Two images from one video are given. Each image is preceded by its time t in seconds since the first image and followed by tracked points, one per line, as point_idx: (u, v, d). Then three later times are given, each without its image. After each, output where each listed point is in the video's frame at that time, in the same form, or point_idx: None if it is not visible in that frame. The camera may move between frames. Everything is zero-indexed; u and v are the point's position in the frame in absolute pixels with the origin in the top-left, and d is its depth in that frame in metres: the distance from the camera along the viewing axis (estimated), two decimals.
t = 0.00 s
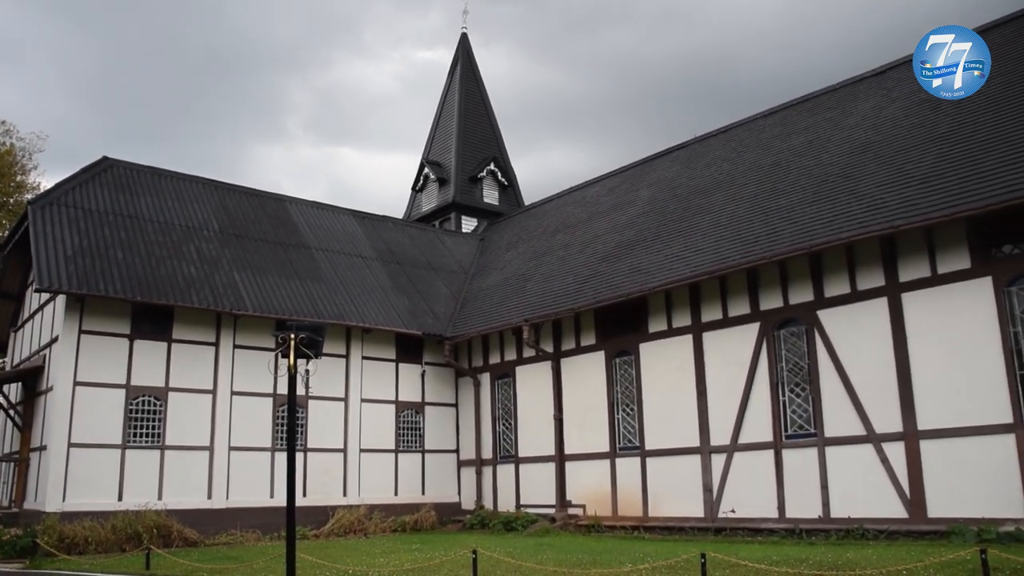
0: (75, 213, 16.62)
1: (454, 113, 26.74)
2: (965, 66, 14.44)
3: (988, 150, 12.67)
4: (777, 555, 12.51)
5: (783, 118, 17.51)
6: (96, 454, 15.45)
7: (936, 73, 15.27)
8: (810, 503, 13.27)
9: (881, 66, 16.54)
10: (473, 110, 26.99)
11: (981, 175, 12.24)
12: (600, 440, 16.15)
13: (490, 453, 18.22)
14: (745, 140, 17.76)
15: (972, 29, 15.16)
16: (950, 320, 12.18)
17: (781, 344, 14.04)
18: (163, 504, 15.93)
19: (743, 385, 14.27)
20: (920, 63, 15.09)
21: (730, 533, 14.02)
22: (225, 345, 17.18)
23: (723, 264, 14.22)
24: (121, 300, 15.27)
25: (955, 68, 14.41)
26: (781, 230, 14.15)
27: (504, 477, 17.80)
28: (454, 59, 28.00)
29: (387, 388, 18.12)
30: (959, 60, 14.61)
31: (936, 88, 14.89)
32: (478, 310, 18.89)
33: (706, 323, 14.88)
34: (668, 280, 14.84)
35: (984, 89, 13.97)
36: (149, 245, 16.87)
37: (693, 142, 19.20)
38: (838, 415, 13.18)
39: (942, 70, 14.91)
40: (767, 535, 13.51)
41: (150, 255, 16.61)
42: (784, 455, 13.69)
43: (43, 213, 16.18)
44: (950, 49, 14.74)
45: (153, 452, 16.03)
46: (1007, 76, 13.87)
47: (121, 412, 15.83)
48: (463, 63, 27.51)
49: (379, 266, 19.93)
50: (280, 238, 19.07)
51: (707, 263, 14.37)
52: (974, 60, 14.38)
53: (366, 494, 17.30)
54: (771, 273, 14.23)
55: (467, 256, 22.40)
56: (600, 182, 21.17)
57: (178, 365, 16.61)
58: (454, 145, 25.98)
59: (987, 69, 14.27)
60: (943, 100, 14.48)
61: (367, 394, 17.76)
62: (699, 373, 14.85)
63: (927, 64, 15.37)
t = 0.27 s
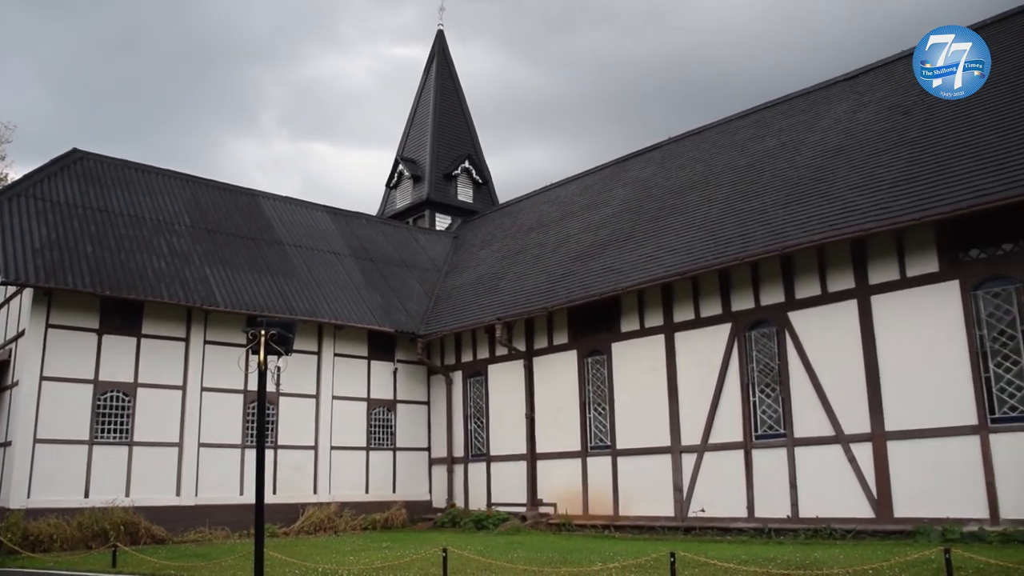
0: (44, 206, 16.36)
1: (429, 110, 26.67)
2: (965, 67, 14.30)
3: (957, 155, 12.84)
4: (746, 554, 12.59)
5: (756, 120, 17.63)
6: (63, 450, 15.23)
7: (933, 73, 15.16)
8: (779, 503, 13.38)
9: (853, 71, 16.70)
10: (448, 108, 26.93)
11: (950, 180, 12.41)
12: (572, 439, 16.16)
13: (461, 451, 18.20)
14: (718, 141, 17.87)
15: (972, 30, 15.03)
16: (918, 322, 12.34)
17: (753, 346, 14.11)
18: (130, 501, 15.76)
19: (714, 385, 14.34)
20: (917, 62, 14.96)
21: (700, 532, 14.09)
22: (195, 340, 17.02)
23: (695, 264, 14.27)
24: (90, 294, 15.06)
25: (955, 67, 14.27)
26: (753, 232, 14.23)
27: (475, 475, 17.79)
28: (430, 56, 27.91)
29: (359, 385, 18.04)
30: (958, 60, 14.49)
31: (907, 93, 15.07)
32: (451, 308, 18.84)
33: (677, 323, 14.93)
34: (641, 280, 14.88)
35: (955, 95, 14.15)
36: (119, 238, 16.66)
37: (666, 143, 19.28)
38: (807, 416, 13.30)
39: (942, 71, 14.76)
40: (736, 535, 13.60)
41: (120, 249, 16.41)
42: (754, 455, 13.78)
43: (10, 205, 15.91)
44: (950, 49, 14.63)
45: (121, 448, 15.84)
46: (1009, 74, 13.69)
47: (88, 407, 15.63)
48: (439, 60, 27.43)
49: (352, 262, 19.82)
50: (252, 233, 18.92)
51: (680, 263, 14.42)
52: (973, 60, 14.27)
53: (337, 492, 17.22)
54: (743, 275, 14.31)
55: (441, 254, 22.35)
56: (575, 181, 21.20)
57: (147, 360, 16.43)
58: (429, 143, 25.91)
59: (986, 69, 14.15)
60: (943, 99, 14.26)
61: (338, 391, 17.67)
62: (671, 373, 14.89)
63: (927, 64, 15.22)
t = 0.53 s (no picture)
0: (7, 199, 16.06)
1: (402, 109, 26.56)
2: (965, 67, 14.21)
3: (923, 163, 13.01)
4: (712, 557, 12.67)
5: (727, 125, 17.75)
6: (24, 448, 14.95)
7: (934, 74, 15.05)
8: (745, 506, 13.48)
9: (823, 78, 16.87)
10: (421, 107, 26.85)
11: (916, 188, 12.57)
12: (540, 440, 16.17)
13: (429, 452, 18.14)
14: (689, 146, 17.96)
15: (974, 30, 14.93)
16: (883, 328, 12.51)
17: (720, 349, 14.18)
18: (93, 500, 15.52)
19: (682, 388, 14.39)
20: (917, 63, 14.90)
21: (666, 535, 14.14)
22: (161, 338, 16.81)
23: (665, 267, 14.30)
24: (54, 290, 14.81)
25: (956, 67, 14.16)
26: (723, 235, 14.29)
27: (443, 475, 17.75)
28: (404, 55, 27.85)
29: (328, 385, 17.93)
30: (959, 60, 14.38)
31: (875, 101, 15.25)
32: (422, 308, 18.77)
33: (646, 326, 14.96)
34: (611, 282, 14.90)
35: (923, 104, 14.34)
36: (85, 233, 16.40)
37: (638, 146, 19.35)
38: (774, 420, 13.41)
39: (942, 71, 14.66)
40: (702, 537, 13.68)
41: (85, 244, 16.16)
42: (720, 458, 13.86)
43: None
44: (952, 49, 14.52)
45: (84, 446, 15.61)
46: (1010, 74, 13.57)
47: (51, 404, 15.37)
48: (413, 59, 27.35)
49: (322, 261, 19.69)
50: (221, 230, 18.73)
51: (649, 266, 14.46)
52: (974, 60, 14.18)
53: (304, 492, 17.11)
54: (712, 278, 14.36)
55: (411, 253, 22.28)
56: (547, 182, 21.22)
57: (112, 357, 16.20)
58: (401, 142, 25.82)
59: (985, 69, 14.05)
60: (943, 99, 14.13)
61: (307, 390, 17.55)
62: (640, 376, 14.92)
63: (928, 64, 15.10)
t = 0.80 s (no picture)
0: None
1: (375, 108, 26.46)
2: (965, 66, 14.12)
3: (891, 171, 13.17)
4: (679, 560, 12.72)
5: (698, 131, 17.86)
6: None
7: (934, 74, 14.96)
8: (712, 509, 13.55)
9: (794, 85, 17.04)
10: (395, 107, 26.78)
11: (883, 195, 12.72)
12: (510, 442, 16.16)
13: (398, 453, 18.08)
14: (661, 150, 18.05)
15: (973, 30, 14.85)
16: (849, 334, 12.68)
17: (690, 353, 14.26)
18: (56, 501, 15.29)
19: (652, 392, 14.44)
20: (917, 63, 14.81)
21: (634, 537, 14.18)
22: (128, 336, 16.61)
23: (635, 271, 14.33)
24: (19, 286, 14.56)
25: (955, 67, 14.10)
26: (693, 240, 14.35)
27: (412, 477, 17.69)
28: (378, 54, 27.79)
29: (297, 385, 17.81)
30: (959, 60, 14.32)
31: (844, 109, 15.42)
32: (393, 309, 18.71)
33: (617, 329, 14.99)
34: (582, 285, 14.91)
35: (891, 112, 14.53)
36: (51, 229, 16.14)
37: (611, 150, 19.41)
38: (741, 424, 13.50)
39: (942, 71, 14.58)
40: (669, 540, 13.73)
41: (51, 239, 15.90)
42: (688, 461, 13.93)
43: None
44: (951, 49, 14.47)
45: (47, 446, 15.37)
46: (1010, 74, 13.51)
47: (13, 402, 15.10)
48: (387, 59, 27.27)
49: (293, 260, 19.56)
50: (190, 227, 18.54)
51: (620, 270, 14.48)
52: (974, 60, 14.10)
53: (271, 492, 16.98)
54: (682, 282, 14.41)
55: (383, 254, 22.21)
56: (519, 185, 21.24)
57: (77, 355, 15.97)
58: (374, 141, 25.73)
59: (986, 69, 13.97)
60: (942, 98, 14.05)
61: (275, 390, 17.42)
62: (609, 379, 14.95)
63: (928, 64, 15.01)
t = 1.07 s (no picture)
0: None
1: (346, 107, 26.34)
2: (965, 67, 14.07)
3: (855, 178, 13.34)
4: (643, 562, 12.78)
5: (667, 135, 17.98)
6: None
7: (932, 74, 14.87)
8: (677, 511, 13.63)
9: (762, 92, 17.21)
10: (365, 107, 26.68)
11: (848, 203, 12.88)
12: (476, 444, 16.15)
13: (364, 454, 17.99)
14: (630, 155, 18.14)
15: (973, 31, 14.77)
16: (814, 338, 12.83)
17: (657, 356, 14.33)
18: (14, 501, 15.03)
19: (619, 394, 14.48)
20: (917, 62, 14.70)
21: (599, 539, 14.21)
22: (91, 333, 16.37)
23: (603, 274, 14.37)
24: None
25: (955, 67, 14.03)
26: (660, 243, 14.41)
27: (378, 478, 17.61)
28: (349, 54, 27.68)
29: (263, 385, 17.67)
30: (958, 60, 14.25)
31: (811, 116, 15.59)
32: (361, 309, 18.62)
33: (584, 332, 15.03)
34: (550, 288, 14.92)
35: (856, 121, 14.72)
36: (12, 224, 15.85)
37: (580, 153, 19.48)
38: (707, 427, 13.59)
39: (942, 70, 14.48)
40: (634, 543, 13.79)
41: (13, 235, 15.61)
42: (654, 464, 14.00)
43: None
44: (951, 49, 14.38)
45: (6, 445, 15.11)
46: (1010, 75, 13.48)
47: None
48: (358, 58, 27.17)
49: (260, 259, 19.41)
50: (155, 225, 18.31)
51: (588, 272, 14.52)
52: (974, 60, 14.06)
53: (235, 493, 16.83)
54: (650, 286, 14.47)
55: (351, 254, 22.12)
56: (489, 186, 21.25)
57: (38, 352, 15.71)
58: (344, 141, 25.62)
59: (985, 69, 13.93)
60: (942, 98, 13.95)
61: (241, 390, 17.27)
62: (576, 381, 14.99)
63: (928, 64, 14.89)
